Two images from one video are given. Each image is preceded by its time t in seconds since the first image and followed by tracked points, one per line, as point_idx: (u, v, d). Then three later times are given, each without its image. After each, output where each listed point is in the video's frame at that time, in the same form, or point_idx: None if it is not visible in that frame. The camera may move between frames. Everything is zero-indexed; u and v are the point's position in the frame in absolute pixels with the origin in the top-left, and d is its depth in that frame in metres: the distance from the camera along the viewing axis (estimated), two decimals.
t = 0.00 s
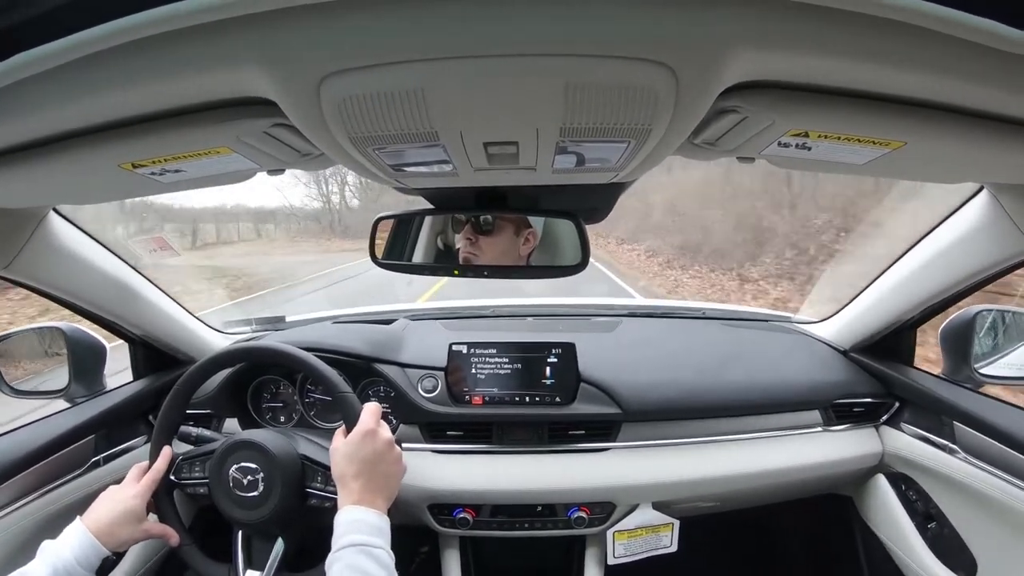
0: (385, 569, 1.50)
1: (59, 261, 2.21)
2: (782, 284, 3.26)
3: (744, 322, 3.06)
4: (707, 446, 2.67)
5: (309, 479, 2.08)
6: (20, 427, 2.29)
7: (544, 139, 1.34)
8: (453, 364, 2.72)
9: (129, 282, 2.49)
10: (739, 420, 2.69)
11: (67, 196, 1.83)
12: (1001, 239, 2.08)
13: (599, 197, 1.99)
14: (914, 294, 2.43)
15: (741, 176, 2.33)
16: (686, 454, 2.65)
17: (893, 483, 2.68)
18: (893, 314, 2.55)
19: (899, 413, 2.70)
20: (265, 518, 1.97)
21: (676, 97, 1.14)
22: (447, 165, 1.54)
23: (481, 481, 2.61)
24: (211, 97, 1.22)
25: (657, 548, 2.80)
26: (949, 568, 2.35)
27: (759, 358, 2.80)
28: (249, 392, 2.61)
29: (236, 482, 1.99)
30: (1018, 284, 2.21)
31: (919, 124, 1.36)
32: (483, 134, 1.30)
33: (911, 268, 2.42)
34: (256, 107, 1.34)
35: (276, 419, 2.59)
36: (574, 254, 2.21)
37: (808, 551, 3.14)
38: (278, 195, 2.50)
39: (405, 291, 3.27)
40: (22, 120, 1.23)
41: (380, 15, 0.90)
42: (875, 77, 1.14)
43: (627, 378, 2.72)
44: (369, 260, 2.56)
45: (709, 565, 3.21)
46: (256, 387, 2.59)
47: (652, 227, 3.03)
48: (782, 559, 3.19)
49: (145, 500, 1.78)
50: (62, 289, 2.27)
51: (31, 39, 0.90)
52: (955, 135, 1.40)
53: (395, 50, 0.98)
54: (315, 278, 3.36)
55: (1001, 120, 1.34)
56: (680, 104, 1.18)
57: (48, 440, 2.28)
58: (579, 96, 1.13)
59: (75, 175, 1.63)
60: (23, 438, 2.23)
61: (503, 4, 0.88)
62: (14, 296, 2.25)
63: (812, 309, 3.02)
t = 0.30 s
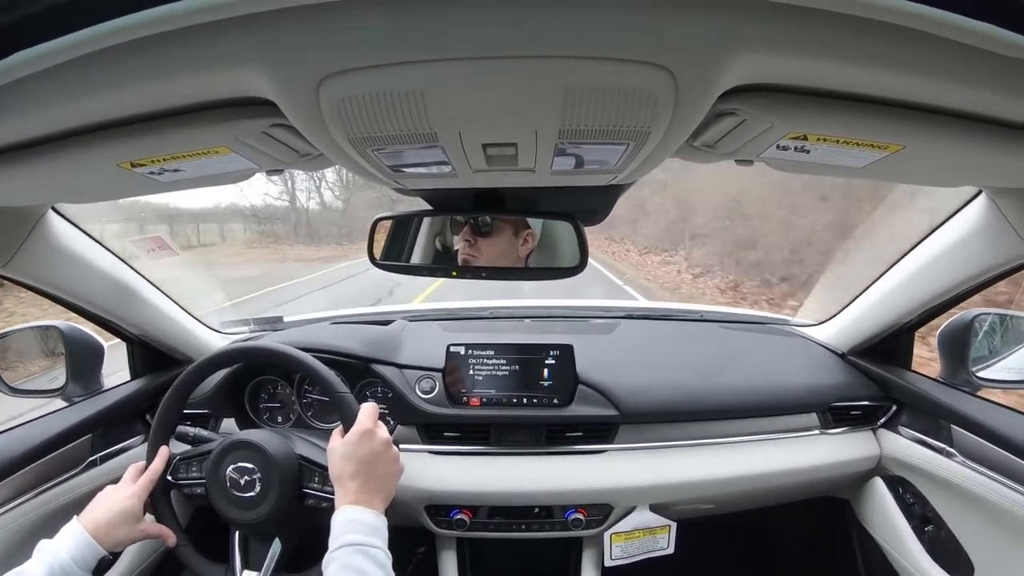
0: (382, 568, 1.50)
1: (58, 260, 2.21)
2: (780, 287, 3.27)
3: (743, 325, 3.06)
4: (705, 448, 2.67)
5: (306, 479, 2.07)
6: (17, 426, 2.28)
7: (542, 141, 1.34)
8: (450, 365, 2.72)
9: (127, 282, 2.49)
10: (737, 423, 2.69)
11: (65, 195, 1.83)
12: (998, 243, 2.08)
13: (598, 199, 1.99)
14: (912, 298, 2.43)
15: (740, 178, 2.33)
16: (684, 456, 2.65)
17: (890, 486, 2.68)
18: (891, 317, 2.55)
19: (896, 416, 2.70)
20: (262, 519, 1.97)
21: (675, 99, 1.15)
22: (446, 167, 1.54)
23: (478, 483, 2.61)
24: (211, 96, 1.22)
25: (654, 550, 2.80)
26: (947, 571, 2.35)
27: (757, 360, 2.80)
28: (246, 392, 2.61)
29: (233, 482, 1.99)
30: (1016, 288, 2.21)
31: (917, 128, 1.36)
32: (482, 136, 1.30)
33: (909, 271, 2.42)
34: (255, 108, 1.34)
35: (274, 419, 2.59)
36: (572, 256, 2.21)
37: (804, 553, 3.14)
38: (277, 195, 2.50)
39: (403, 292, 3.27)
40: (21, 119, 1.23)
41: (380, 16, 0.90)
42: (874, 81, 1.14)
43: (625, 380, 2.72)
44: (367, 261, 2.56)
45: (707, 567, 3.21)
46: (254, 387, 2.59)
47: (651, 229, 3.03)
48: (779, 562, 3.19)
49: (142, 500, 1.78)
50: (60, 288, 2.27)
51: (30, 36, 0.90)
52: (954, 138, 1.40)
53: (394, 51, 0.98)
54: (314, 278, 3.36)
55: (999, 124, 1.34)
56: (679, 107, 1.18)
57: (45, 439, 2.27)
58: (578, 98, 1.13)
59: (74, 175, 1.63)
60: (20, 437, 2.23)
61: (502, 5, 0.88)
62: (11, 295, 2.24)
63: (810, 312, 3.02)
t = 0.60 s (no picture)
0: (380, 565, 1.50)
1: (55, 258, 2.21)
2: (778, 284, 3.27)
3: (741, 322, 3.06)
4: (703, 446, 2.67)
5: (305, 476, 2.07)
6: (16, 423, 2.28)
7: (540, 138, 1.34)
8: (449, 362, 2.72)
9: (125, 280, 2.48)
10: (735, 420, 2.70)
11: (63, 192, 1.82)
12: (996, 241, 2.08)
13: (596, 197, 1.99)
14: (910, 295, 2.44)
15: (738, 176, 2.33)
16: (682, 454, 2.65)
17: (888, 483, 2.69)
18: (889, 315, 2.55)
19: (894, 414, 2.70)
20: (260, 516, 1.98)
21: (673, 97, 1.14)
22: (444, 164, 1.53)
23: (477, 480, 2.61)
24: (209, 94, 1.22)
25: (652, 547, 2.81)
26: (944, 568, 2.36)
27: (755, 358, 2.81)
28: (245, 390, 2.61)
29: (232, 479, 1.99)
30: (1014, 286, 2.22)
31: (915, 126, 1.36)
32: (480, 133, 1.30)
33: (907, 268, 2.42)
34: (253, 105, 1.33)
35: (272, 417, 2.59)
36: (570, 253, 2.21)
37: (803, 551, 3.14)
38: (275, 193, 2.50)
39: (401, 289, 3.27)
40: (18, 117, 1.23)
41: (377, 13, 0.90)
42: (871, 80, 1.14)
43: (622, 377, 2.72)
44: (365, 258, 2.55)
45: (705, 564, 3.22)
46: (252, 385, 2.59)
47: (650, 227, 3.03)
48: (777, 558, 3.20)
49: (140, 498, 1.78)
50: (58, 286, 2.27)
51: (29, 34, 0.90)
52: (952, 136, 1.40)
53: (392, 49, 0.98)
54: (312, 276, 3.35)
55: (997, 123, 1.35)
56: (677, 104, 1.18)
57: (43, 437, 2.27)
58: (575, 96, 1.13)
59: (71, 172, 1.63)
60: (19, 434, 2.23)
61: (499, 4, 0.88)
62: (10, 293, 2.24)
63: (808, 309, 3.02)
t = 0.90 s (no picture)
0: (379, 563, 1.50)
1: (55, 257, 2.20)
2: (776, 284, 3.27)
3: (740, 322, 3.06)
4: (702, 446, 2.67)
5: (303, 475, 2.07)
6: (15, 422, 2.28)
7: (540, 138, 1.34)
8: (448, 361, 2.72)
9: (124, 278, 2.48)
10: (734, 420, 2.70)
11: (62, 191, 1.82)
12: (996, 242, 2.08)
13: (595, 197, 1.99)
14: (909, 296, 2.44)
15: (737, 175, 2.33)
16: (681, 453, 2.65)
17: (886, 483, 2.69)
18: (888, 316, 2.55)
19: (893, 414, 2.71)
20: (259, 515, 1.98)
21: (673, 97, 1.15)
22: (443, 163, 1.53)
23: (475, 479, 2.61)
24: (209, 93, 1.22)
25: (651, 547, 2.81)
26: (942, 569, 2.36)
27: (754, 358, 2.81)
28: (244, 389, 2.61)
29: (230, 478, 1.99)
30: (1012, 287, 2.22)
31: (915, 127, 1.36)
32: (480, 132, 1.30)
33: (906, 269, 2.42)
34: (253, 104, 1.33)
35: (271, 416, 2.59)
36: (569, 253, 2.21)
37: (801, 551, 3.15)
38: (275, 192, 2.50)
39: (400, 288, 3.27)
40: (19, 115, 1.23)
41: (377, 12, 0.90)
42: (871, 80, 1.14)
43: (621, 377, 2.73)
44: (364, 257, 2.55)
45: (703, 564, 3.22)
46: (251, 383, 2.59)
47: (649, 227, 3.03)
48: (776, 558, 3.20)
49: (139, 498, 1.78)
50: (57, 285, 2.27)
51: (30, 31, 0.90)
52: (952, 138, 1.41)
53: (392, 48, 0.98)
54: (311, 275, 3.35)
55: (996, 124, 1.35)
56: (677, 104, 1.18)
57: (42, 435, 2.28)
58: (575, 95, 1.13)
59: (71, 171, 1.63)
60: (18, 433, 2.23)
61: (500, 3, 0.88)
62: (9, 291, 2.24)
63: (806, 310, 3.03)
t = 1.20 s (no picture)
0: (378, 565, 1.50)
1: (53, 260, 2.20)
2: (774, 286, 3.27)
3: (739, 325, 3.06)
4: (701, 448, 2.67)
5: (302, 478, 2.07)
6: (14, 426, 2.28)
7: (539, 141, 1.34)
8: (446, 364, 2.71)
9: (123, 281, 2.48)
10: (733, 422, 2.70)
11: (61, 194, 1.82)
12: (995, 243, 2.09)
13: (594, 199, 1.99)
14: (908, 298, 2.44)
15: (736, 178, 2.33)
16: (680, 455, 2.65)
17: (885, 485, 2.69)
18: (888, 317, 2.56)
19: (892, 416, 2.71)
20: (259, 518, 1.97)
21: (672, 99, 1.15)
22: (442, 166, 1.53)
23: (474, 482, 2.61)
24: (208, 96, 1.22)
25: (650, 549, 2.81)
26: (942, 571, 2.36)
27: (753, 360, 2.81)
28: (243, 392, 2.61)
29: (229, 482, 1.98)
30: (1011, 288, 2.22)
31: (913, 129, 1.36)
32: (478, 135, 1.30)
33: (905, 270, 2.43)
34: (252, 108, 1.33)
35: (270, 420, 2.59)
36: (568, 253, 2.20)
37: (800, 552, 3.14)
38: (274, 195, 2.50)
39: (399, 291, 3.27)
40: (17, 118, 1.23)
41: (377, 15, 0.90)
42: (870, 82, 1.15)
43: (620, 379, 2.72)
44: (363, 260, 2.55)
45: (702, 566, 3.22)
46: (250, 387, 2.58)
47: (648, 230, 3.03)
48: (775, 561, 3.20)
49: (138, 502, 1.77)
50: (56, 288, 2.26)
51: (30, 34, 0.90)
52: (950, 140, 1.41)
53: (391, 51, 0.98)
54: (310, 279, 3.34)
55: (995, 125, 1.35)
56: (676, 106, 1.18)
57: (41, 439, 2.27)
58: (574, 98, 1.13)
59: (69, 174, 1.63)
60: (17, 437, 2.23)
61: (501, 4, 0.88)
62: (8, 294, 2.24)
63: (805, 312, 3.03)
